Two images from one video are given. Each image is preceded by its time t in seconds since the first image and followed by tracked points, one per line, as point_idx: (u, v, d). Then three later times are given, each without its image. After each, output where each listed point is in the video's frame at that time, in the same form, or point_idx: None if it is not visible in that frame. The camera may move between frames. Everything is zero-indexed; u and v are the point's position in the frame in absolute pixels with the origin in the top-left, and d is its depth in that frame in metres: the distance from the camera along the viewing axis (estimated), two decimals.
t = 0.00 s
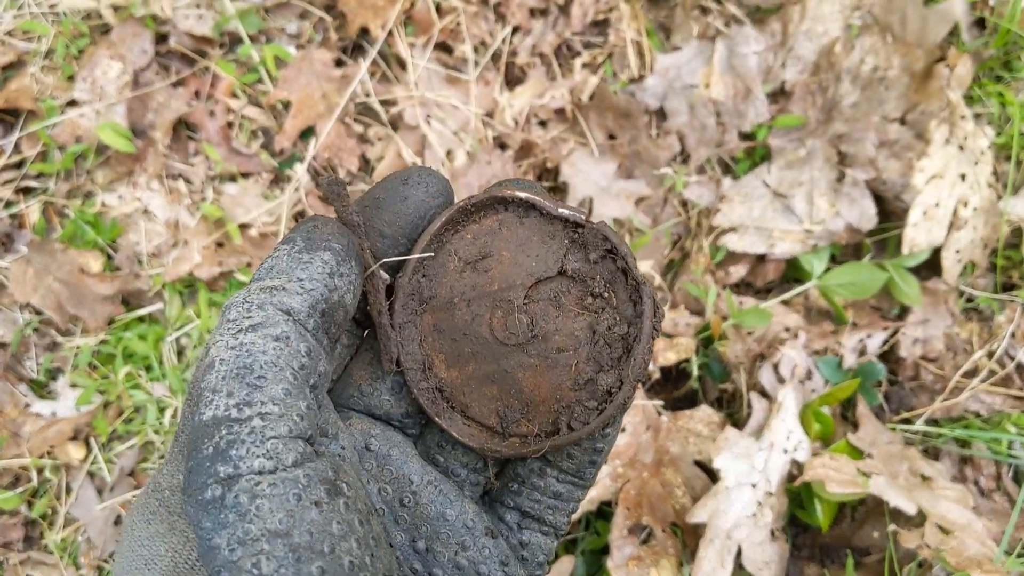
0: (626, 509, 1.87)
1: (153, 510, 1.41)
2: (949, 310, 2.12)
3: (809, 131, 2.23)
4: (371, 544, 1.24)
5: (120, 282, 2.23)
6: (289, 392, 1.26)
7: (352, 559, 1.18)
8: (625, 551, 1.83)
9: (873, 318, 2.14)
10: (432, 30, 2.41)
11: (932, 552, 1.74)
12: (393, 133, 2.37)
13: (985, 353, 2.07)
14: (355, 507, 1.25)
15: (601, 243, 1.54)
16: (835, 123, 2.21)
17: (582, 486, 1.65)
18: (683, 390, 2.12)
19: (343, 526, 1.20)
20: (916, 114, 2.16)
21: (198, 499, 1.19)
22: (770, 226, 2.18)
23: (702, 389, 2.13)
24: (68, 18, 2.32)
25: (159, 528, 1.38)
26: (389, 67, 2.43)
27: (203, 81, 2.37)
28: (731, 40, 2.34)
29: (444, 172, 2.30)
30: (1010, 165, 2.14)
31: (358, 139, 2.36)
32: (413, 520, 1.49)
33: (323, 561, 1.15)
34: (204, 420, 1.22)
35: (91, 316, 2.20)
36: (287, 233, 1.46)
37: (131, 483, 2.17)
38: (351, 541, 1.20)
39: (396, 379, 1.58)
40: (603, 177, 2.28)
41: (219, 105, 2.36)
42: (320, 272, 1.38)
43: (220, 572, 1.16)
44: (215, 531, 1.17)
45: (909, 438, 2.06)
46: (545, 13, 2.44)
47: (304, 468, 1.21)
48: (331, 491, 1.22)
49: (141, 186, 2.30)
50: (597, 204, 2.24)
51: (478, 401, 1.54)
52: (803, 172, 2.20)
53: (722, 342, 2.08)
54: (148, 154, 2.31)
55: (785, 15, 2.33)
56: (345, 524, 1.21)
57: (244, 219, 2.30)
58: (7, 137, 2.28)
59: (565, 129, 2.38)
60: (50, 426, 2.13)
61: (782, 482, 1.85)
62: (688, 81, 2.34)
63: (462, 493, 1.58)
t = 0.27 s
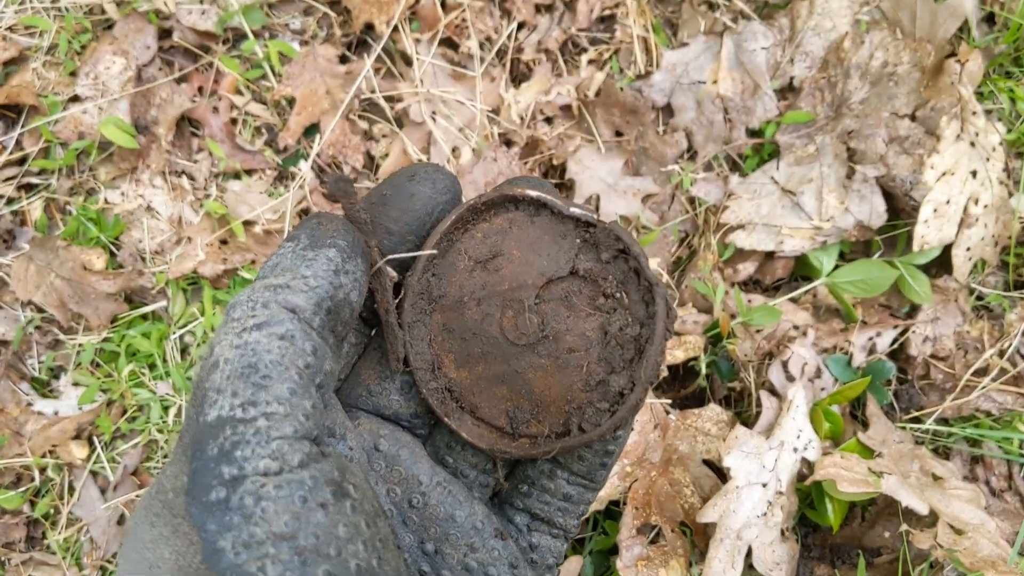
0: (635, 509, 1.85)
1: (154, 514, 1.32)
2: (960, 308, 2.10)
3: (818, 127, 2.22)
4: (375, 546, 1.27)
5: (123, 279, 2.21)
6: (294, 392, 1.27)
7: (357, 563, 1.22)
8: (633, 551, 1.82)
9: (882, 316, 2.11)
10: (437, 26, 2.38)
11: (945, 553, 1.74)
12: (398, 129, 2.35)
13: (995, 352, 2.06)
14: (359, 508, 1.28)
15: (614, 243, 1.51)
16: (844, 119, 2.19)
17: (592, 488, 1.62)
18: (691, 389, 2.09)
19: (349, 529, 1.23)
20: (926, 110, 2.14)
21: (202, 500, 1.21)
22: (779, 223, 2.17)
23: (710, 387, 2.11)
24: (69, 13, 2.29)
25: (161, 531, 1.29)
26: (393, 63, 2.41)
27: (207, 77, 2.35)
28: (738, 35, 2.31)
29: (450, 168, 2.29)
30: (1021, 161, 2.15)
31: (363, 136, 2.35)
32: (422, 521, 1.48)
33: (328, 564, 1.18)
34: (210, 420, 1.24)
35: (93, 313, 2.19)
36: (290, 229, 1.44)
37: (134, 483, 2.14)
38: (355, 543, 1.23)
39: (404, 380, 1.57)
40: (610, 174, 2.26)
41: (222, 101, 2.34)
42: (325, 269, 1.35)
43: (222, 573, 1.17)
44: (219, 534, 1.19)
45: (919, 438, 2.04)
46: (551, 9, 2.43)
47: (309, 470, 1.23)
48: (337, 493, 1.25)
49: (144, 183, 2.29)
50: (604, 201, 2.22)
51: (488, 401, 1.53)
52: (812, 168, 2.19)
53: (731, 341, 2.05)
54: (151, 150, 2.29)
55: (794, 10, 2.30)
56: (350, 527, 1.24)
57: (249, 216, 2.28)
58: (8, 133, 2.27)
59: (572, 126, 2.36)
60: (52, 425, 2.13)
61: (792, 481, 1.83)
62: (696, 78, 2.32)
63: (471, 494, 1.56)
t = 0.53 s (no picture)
0: (641, 512, 1.85)
1: (187, 506, 1.31)
2: (967, 309, 2.08)
3: (824, 127, 2.20)
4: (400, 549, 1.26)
5: (124, 280, 2.20)
6: (339, 394, 1.23)
7: (385, 561, 1.20)
8: (639, 555, 1.81)
9: (889, 317, 2.09)
10: (441, 25, 2.38)
11: (955, 557, 1.74)
12: (401, 129, 2.34)
13: (1003, 354, 2.04)
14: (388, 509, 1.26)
15: (618, 246, 1.50)
16: (850, 119, 2.18)
17: (598, 490, 1.61)
18: (696, 390, 2.07)
19: (379, 527, 1.22)
20: (933, 110, 2.13)
21: (236, 492, 1.18)
22: (785, 224, 2.16)
23: (716, 389, 2.08)
24: (70, 12, 2.28)
25: (193, 522, 1.29)
26: (396, 63, 2.39)
27: (208, 77, 2.34)
28: (744, 35, 2.29)
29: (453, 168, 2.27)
30: None
31: (366, 136, 2.34)
32: (428, 521, 1.47)
33: (358, 561, 1.17)
34: (253, 415, 1.20)
35: (94, 314, 2.18)
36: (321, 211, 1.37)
37: (135, 485, 2.13)
38: (383, 543, 1.21)
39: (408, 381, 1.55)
40: (615, 174, 2.24)
41: (224, 101, 2.33)
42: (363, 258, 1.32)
43: (254, 568, 1.16)
44: (252, 527, 1.17)
45: (926, 440, 2.03)
46: (555, 8, 2.41)
47: (342, 470, 1.21)
48: (369, 491, 1.23)
49: (145, 183, 2.28)
50: (608, 201, 2.21)
51: (492, 403, 1.52)
52: (818, 169, 2.17)
53: (738, 342, 2.03)
54: (153, 151, 2.27)
55: (800, 9, 2.29)
56: (379, 526, 1.22)
57: (251, 216, 2.26)
58: (9, 133, 2.26)
59: (576, 126, 2.34)
60: (53, 426, 2.11)
61: (800, 484, 1.81)
62: (701, 77, 2.30)
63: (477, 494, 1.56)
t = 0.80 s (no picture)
0: (643, 520, 1.82)
1: (179, 506, 1.30)
2: (972, 314, 2.06)
3: (828, 130, 2.18)
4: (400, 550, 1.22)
5: (122, 284, 2.18)
6: (324, 388, 1.24)
7: (380, 560, 1.16)
8: (642, 564, 1.78)
9: (893, 322, 2.08)
10: (440, 26, 2.35)
11: (960, 565, 1.72)
12: (400, 131, 2.31)
13: (1009, 359, 2.02)
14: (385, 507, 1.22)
15: (626, 241, 1.47)
16: (854, 122, 2.15)
17: (606, 484, 1.58)
18: (699, 396, 2.07)
19: (372, 526, 1.18)
20: (938, 113, 2.11)
21: (227, 493, 1.15)
22: (788, 228, 2.14)
23: (719, 395, 2.08)
24: (68, 14, 2.26)
25: (186, 524, 1.27)
26: (396, 64, 2.37)
27: (206, 79, 2.32)
28: (746, 36, 2.27)
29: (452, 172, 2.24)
30: None
31: (365, 138, 2.31)
32: (433, 519, 1.44)
33: (352, 561, 1.13)
34: (238, 415, 1.19)
35: (91, 319, 2.15)
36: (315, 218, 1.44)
37: (132, 491, 2.11)
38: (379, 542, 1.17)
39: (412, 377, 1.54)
40: (616, 177, 2.22)
41: (222, 103, 2.30)
42: (348, 258, 1.37)
43: (246, 569, 1.11)
44: (244, 528, 1.13)
45: (931, 446, 2.01)
46: (556, 9, 2.39)
47: (337, 467, 1.19)
48: (361, 489, 1.20)
49: (142, 186, 2.25)
50: (609, 204, 2.19)
51: (498, 401, 1.49)
52: (822, 172, 2.15)
53: (740, 348, 2.03)
54: (150, 153, 2.25)
55: (803, 10, 2.26)
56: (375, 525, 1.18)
57: (249, 219, 2.25)
58: (6, 136, 2.24)
59: (577, 128, 2.32)
60: (49, 432, 2.09)
61: (803, 492, 1.81)
62: (703, 79, 2.28)
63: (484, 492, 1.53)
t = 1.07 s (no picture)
0: (645, 528, 1.80)
1: (152, 508, 1.29)
2: (977, 318, 2.04)
3: (832, 131, 2.16)
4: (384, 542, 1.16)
5: (117, 287, 2.15)
6: (285, 374, 1.16)
7: (360, 556, 1.10)
8: (643, 572, 1.76)
9: (898, 326, 2.06)
10: (440, 27, 2.33)
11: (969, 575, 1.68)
12: (399, 133, 2.29)
13: (1015, 364, 2.00)
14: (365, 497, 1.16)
15: (630, 221, 1.41)
16: (859, 123, 2.13)
17: (611, 476, 1.48)
18: (701, 401, 2.05)
19: (351, 521, 1.11)
20: (944, 115, 2.08)
21: (199, 493, 1.10)
22: (792, 230, 2.10)
23: (722, 400, 2.06)
24: (64, 14, 2.24)
25: (160, 525, 1.25)
26: (395, 65, 2.34)
27: (203, 79, 2.29)
28: (749, 37, 2.26)
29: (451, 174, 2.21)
30: None
31: (363, 139, 2.28)
32: (432, 511, 1.39)
33: (329, 557, 1.07)
34: (201, 415, 1.13)
35: (86, 322, 2.11)
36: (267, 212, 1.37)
37: (127, 498, 2.09)
38: (358, 535, 1.11)
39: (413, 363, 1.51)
40: (618, 179, 2.20)
41: (219, 105, 2.28)
42: (292, 248, 1.29)
43: (221, 568, 1.07)
44: (217, 527, 1.08)
45: (936, 452, 1.98)
46: (556, 10, 2.37)
47: (309, 458, 1.11)
48: (339, 484, 1.13)
49: (138, 188, 2.23)
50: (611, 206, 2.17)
51: (498, 388, 1.44)
52: (827, 174, 2.12)
53: (744, 352, 2.01)
54: (146, 155, 2.23)
55: (807, 11, 2.25)
56: (352, 518, 1.12)
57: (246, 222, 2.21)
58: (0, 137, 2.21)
59: (578, 130, 2.29)
60: (44, 437, 2.05)
61: (809, 499, 1.78)
62: (706, 80, 2.26)
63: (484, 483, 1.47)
